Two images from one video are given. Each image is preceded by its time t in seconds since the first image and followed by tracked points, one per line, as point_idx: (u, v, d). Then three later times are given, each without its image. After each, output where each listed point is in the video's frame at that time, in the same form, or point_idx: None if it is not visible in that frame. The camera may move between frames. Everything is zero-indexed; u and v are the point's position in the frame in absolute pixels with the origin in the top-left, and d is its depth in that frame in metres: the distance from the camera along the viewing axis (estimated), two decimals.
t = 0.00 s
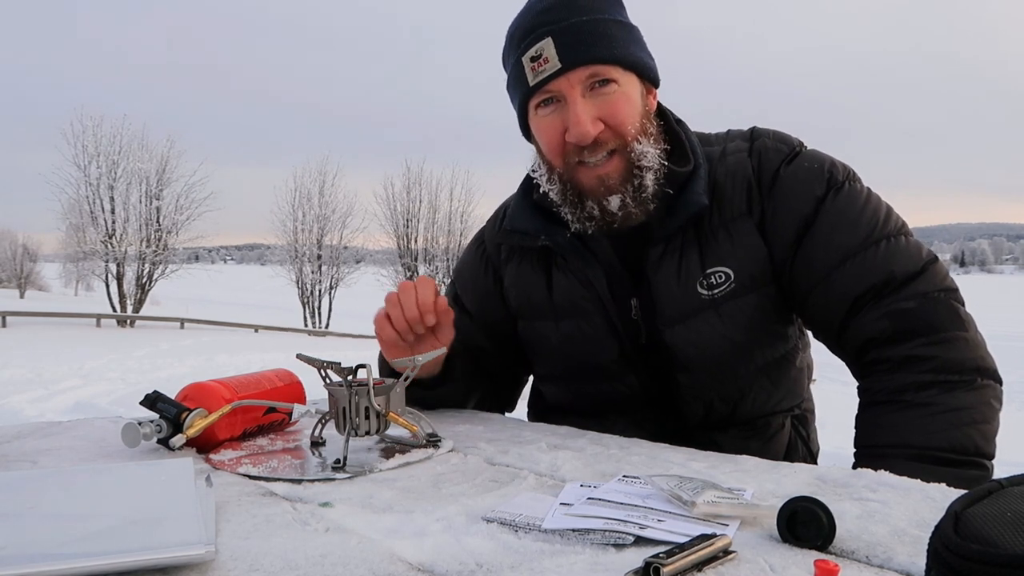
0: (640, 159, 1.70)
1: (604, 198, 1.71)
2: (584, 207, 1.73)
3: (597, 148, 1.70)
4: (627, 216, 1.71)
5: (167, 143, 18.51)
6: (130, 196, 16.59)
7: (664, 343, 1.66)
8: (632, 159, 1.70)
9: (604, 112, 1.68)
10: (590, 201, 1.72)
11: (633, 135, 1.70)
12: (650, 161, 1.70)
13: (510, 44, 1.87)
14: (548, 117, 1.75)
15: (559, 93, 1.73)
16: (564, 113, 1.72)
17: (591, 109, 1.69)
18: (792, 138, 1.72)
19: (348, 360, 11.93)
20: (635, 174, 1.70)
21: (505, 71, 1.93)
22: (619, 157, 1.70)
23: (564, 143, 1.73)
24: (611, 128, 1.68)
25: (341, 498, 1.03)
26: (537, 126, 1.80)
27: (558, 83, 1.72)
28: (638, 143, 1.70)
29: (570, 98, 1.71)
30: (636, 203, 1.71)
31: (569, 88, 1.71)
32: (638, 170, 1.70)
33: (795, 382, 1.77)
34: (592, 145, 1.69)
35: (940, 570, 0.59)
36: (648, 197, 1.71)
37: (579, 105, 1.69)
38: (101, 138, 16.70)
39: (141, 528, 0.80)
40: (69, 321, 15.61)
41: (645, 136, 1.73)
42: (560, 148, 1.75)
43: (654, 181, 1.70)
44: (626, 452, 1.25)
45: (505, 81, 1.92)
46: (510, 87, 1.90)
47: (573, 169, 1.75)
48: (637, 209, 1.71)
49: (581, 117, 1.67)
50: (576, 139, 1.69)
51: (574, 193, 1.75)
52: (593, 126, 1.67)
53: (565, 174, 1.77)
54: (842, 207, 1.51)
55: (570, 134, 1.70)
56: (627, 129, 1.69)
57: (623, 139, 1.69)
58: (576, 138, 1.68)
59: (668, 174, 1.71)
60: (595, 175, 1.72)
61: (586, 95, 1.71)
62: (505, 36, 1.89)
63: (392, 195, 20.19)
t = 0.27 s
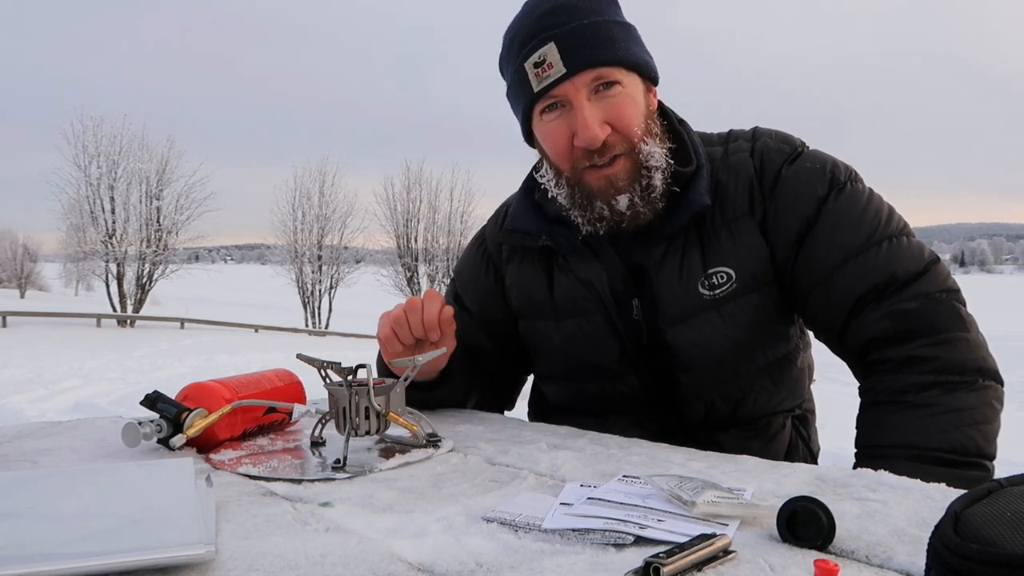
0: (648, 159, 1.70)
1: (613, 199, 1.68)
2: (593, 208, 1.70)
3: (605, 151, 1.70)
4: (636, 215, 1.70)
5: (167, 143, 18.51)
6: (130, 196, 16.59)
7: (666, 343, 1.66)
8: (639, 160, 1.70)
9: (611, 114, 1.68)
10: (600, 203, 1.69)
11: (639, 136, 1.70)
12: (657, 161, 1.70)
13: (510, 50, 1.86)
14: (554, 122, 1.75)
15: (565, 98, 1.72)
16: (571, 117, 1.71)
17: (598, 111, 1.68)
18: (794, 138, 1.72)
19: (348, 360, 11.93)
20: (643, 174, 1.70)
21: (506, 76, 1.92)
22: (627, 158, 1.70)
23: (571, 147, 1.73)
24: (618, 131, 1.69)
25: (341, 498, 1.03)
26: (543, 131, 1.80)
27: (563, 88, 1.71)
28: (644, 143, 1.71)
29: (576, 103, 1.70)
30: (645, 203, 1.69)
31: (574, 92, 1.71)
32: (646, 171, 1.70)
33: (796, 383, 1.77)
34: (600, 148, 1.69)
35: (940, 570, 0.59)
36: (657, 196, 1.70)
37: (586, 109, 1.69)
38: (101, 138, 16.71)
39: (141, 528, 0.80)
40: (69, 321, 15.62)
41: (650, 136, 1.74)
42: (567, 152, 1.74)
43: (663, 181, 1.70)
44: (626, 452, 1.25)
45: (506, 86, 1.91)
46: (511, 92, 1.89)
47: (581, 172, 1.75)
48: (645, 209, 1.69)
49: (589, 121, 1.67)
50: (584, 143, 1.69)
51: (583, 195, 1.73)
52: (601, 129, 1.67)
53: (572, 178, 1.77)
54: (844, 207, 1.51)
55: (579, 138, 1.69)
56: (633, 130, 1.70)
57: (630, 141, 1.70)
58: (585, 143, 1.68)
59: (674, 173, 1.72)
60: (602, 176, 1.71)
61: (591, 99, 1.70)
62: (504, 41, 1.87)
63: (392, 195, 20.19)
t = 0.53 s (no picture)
0: (646, 170, 1.68)
1: (614, 212, 1.70)
2: (594, 221, 1.73)
3: (604, 163, 1.67)
4: (638, 229, 1.70)
5: (167, 143, 18.51)
6: (130, 196, 16.59)
7: (665, 344, 1.66)
8: (637, 171, 1.69)
9: (608, 125, 1.65)
10: (601, 216, 1.72)
11: (637, 146, 1.68)
12: (655, 171, 1.69)
13: (505, 60, 1.85)
14: (552, 134, 1.73)
15: (562, 110, 1.71)
16: (568, 130, 1.69)
17: (595, 123, 1.65)
18: (791, 138, 1.72)
19: (348, 360, 11.93)
20: (642, 185, 1.70)
21: (501, 86, 1.91)
22: (624, 170, 1.69)
23: (569, 159, 1.71)
24: (615, 142, 1.66)
25: (341, 498, 1.03)
26: (540, 143, 1.78)
27: (560, 100, 1.69)
28: (641, 154, 1.69)
29: (573, 115, 1.68)
30: (647, 215, 1.70)
31: (571, 104, 1.69)
32: (645, 182, 1.69)
33: (795, 382, 1.77)
34: (598, 160, 1.67)
35: (940, 570, 0.59)
36: (658, 207, 1.69)
37: (583, 121, 1.66)
38: (101, 138, 16.70)
39: (141, 528, 0.80)
40: (69, 321, 15.62)
41: (648, 146, 1.72)
42: (565, 164, 1.72)
43: (662, 191, 1.69)
44: (626, 452, 1.25)
45: (501, 95, 1.90)
46: (507, 101, 1.89)
47: (579, 184, 1.74)
48: (647, 221, 1.69)
49: (586, 133, 1.64)
50: (582, 156, 1.66)
51: (584, 208, 1.75)
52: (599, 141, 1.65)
53: (572, 189, 1.77)
54: (842, 207, 1.51)
55: (576, 150, 1.67)
56: (631, 141, 1.67)
57: (627, 152, 1.68)
58: (582, 156, 1.66)
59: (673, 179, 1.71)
60: (603, 190, 1.72)
61: (588, 110, 1.69)
62: (499, 50, 1.87)
63: (392, 195, 20.19)
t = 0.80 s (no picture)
0: (645, 167, 1.68)
1: (613, 205, 1.67)
2: (593, 216, 1.71)
3: (604, 160, 1.67)
4: (636, 221, 1.68)
5: (167, 143, 18.51)
6: (130, 196, 16.59)
7: (665, 344, 1.66)
8: (637, 167, 1.68)
9: (608, 121, 1.66)
10: (600, 210, 1.69)
11: (637, 143, 1.68)
12: (655, 168, 1.68)
13: (506, 56, 1.85)
14: (552, 130, 1.73)
15: (562, 105, 1.71)
16: (568, 125, 1.69)
17: (595, 120, 1.66)
18: (791, 138, 1.72)
19: (348, 360, 11.93)
20: (641, 181, 1.68)
21: (501, 83, 1.92)
22: (624, 166, 1.68)
23: (569, 155, 1.70)
24: (615, 138, 1.66)
25: (341, 498, 1.03)
26: (540, 139, 1.78)
27: (560, 95, 1.70)
28: (641, 151, 1.69)
29: (573, 110, 1.69)
30: (644, 209, 1.68)
31: (572, 100, 1.70)
32: (644, 178, 1.68)
33: (795, 382, 1.77)
34: (597, 155, 1.66)
35: (940, 570, 0.59)
36: (657, 203, 1.69)
37: (584, 117, 1.67)
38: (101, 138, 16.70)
39: (141, 528, 0.80)
40: (69, 321, 15.62)
41: (647, 143, 1.71)
42: (565, 160, 1.72)
43: (661, 188, 1.69)
44: (626, 452, 1.25)
45: (502, 92, 1.91)
46: (507, 97, 1.90)
47: (579, 180, 1.71)
48: (645, 215, 1.68)
49: (586, 129, 1.65)
50: (582, 151, 1.66)
51: (582, 203, 1.72)
52: (599, 137, 1.65)
53: (571, 186, 1.74)
54: (842, 207, 1.51)
55: (576, 146, 1.67)
56: (631, 137, 1.67)
57: (628, 148, 1.67)
58: (581, 150, 1.66)
59: (673, 178, 1.71)
60: (601, 184, 1.69)
61: (588, 106, 1.69)
62: (499, 46, 1.87)
63: (392, 195, 20.19)
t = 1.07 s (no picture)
0: (643, 157, 1.69)
1: (609, 195, 1.69)
2: (590, 205, 1.71)
3: (601, 147, 1.69)
4: (632, 211, 1.69)
5: (167, 143, 18.51)
6: (130, 196, 16.59)
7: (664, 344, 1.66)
8: (635, 156, 1.70)
9: (607, 109, 1.69)
10: (596, 198, 1.70)
11: (635, 132, 1.70)
12: (653, 158, 1.70)
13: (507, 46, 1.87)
14: (551, 115, 1.75)
15: (561, 92, 1.73)
16: (567, 111, 1.72)
17: (594, 106, 1.69)
18: (790, 138, 1.72)
19: (348, 360, 11.93)
20: (639, 171, 1.70)
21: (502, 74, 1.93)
22: (622, 155, 1.70)
23: (567, 141, 1.73)
24: (614, 125, 1.68)
25: (341, 498, 1.03)
26: (539, 126, 1.80)
27: (560, 81, 1.72)
28: (640, 141, 1.71)
29: (573, 97, 1.71)
30: (641, 199, 1.69)
31: (571, 87, 1.72)
32: (642, 168, 1.69)
33: (795, 382, 1.77)
34: (596, 142, 1.69)
35: (940, 570, 0.59)
36: (654, 193, 1.69)
37: (583, 104, 1.70)
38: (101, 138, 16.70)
39: (141, 528, 0.80)
40: (69, 321, 15.62)
41: (646, 133, 1.73)
42: (563, 146, 1.74)
43: (658, 178, 1.69)
44: (626, 452, 1.25)
45: (502, 82, 1.93)
46: (507, 87, 1.91)
47: (578, 169, 1.75)
48: (642, 205, 1.69)
49: (585, 114, 1.68)
50: (580, 136, 1.69)
51: (579, 192, 1.74)
52: (597, 123, 1.68)
53: (570, 175, 1.77)
54: (842, 207, 1.51)
55: (575, 131, 1.69)
56: (630, 126, 1.69)
57: (626, 137, 1.69)
58: (580, 135, 1.68)
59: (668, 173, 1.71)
60: (599, 173, 1.72)
61: (588, 93, 1.71)
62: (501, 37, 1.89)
63: (392, 195, 20.19)
